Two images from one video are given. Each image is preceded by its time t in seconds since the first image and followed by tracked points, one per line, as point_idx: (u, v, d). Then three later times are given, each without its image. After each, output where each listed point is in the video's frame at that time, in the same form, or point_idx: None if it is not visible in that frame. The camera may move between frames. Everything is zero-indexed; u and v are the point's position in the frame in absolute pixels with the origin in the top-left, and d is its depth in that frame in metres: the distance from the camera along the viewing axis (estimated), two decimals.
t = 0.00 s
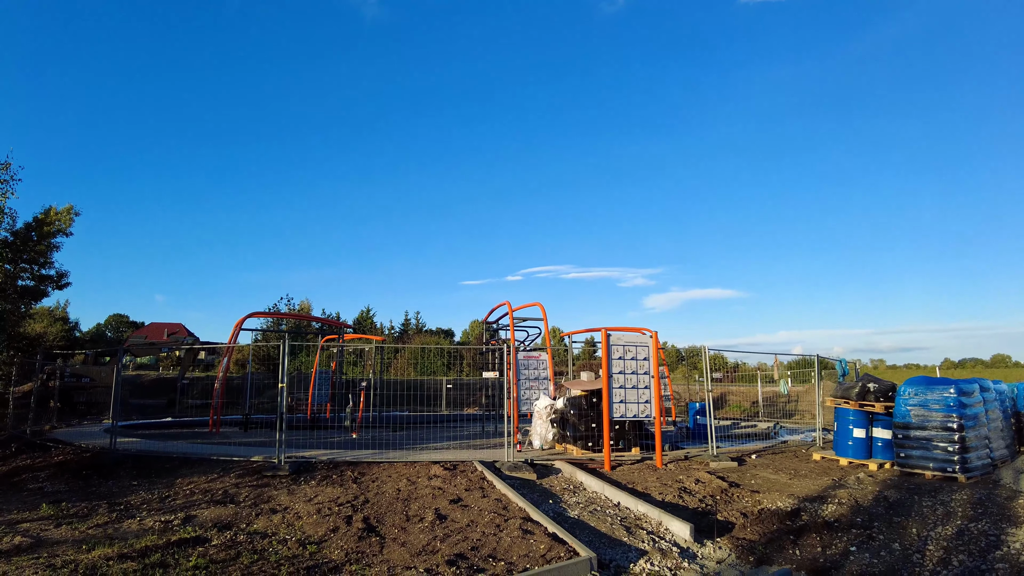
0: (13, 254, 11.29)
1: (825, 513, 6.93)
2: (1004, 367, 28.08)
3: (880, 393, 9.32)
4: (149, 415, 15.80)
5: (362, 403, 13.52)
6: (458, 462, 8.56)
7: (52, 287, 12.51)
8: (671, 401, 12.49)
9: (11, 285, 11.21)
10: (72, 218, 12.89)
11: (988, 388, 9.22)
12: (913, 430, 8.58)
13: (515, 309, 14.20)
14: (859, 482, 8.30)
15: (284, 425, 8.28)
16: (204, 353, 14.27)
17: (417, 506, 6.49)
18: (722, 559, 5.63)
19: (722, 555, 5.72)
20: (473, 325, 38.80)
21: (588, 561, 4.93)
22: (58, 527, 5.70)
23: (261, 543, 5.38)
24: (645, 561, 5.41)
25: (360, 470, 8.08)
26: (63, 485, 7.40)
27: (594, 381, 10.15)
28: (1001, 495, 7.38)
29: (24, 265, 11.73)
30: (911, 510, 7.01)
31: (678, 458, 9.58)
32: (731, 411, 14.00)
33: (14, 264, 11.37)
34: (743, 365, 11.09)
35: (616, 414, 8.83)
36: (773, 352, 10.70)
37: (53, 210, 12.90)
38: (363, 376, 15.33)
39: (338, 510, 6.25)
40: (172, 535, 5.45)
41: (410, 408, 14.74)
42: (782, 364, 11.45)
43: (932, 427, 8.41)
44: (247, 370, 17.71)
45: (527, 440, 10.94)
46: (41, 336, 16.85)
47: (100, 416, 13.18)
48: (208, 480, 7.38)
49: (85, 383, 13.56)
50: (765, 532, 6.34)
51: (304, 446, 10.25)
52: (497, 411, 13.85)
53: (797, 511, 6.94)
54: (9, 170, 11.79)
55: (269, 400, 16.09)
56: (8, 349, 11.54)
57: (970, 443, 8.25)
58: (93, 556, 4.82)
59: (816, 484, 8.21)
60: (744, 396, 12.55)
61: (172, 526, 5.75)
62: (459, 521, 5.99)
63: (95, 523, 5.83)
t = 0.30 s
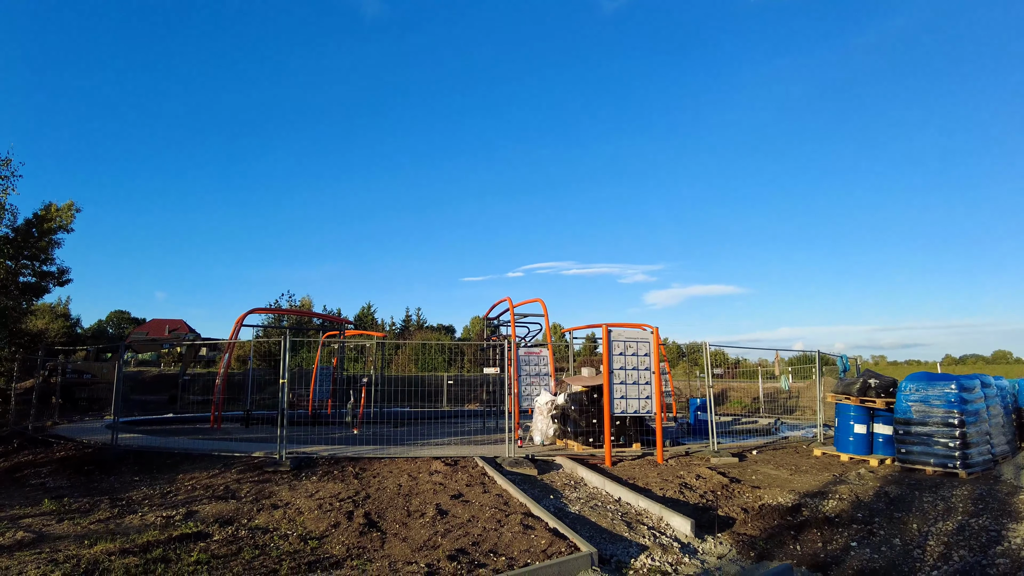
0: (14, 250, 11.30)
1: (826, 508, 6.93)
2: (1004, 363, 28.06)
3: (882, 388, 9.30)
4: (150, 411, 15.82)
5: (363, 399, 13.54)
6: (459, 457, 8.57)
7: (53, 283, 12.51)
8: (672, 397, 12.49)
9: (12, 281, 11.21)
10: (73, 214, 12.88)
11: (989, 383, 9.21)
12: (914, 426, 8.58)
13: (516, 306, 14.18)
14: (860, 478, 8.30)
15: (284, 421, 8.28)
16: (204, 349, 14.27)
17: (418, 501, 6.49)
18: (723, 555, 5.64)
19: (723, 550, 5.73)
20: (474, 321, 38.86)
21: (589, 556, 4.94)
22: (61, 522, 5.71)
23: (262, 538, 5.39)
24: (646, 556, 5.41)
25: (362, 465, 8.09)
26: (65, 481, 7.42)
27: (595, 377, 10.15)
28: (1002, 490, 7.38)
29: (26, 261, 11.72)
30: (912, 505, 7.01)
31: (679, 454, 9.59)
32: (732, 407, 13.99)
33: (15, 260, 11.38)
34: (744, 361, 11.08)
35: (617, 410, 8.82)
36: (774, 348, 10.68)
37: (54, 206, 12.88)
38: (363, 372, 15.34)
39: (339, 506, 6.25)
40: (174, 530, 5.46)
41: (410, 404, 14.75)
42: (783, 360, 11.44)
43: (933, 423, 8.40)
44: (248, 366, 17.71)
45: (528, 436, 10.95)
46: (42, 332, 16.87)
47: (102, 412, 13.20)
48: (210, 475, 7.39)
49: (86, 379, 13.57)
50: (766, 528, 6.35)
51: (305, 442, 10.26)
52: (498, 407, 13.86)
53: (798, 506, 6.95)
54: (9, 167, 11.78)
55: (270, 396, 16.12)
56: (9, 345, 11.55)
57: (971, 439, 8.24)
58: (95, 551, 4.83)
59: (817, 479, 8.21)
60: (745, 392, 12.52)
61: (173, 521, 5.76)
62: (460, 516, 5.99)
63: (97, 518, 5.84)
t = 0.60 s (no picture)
0: (15, 245, 11.31)
1: (827, 503, 6.94)
2: (1005, 358, 28.05)
3: (882, 383, 9.28)
4: (151, 406, 15.87)
5: (364, 394, 13.56)
6: (460, 452, 8.58)
7: (54, 278, 12.52)
8: (673, 392, 12.52)
9: (14, 276, 11.21)
10: (73, 209, 12.85)
11: (989, 378, 9.20)
12: (914, 421, 8.58)
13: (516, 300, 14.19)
14: (860, 473, 8.30)
15: (286, 416, 8.30)
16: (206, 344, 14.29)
17: (419, 496, 6.51)
18: (723, 549, 5.65)
19: (724, 545, 5.74)
20: (475, 316, 38.84)
21: (588, 550, 4.95)
22: (63, 517, 5.73)
23: (263, 532, 5.41)
24: (647, 551, 5.43)
25: (363, 460, 8.10)
26: (66, 476, 7.44)
27: (595, 372, 10.16)
28: (1002, 485, 7.38)
29: (26, 256, 11.70)
30: (912, 499, 7.02)
31: (680, 448, 9.60)
32: (733, 401, 14.03)
33: (15, 255, 11.38)
34: (744, 356, 11.09)
35: (618, 404, 8.83)
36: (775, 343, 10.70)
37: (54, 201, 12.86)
38: (365, 367, 15.36)
39: (340, 500, 6.27)
40: (176, 524, 5.48)
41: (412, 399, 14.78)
42: (784, 355, 11.45)
43: (933, 417, 8.40)
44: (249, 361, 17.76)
45: (529, 430, 10.97)
46: (44, 327, 16.90)
47: (103, 407, 13.22)
48: (211, 470, 7.41)
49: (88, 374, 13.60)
50: (766, 522, 6.36)
51: (306, 437, 10.29)
52: (499, 402, 13.86)
53: (799, 501, 6.96)
54: (9, 163, 11.76)
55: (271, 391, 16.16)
56: (11, 340, 11.57)
57: (972, 434, 8.24)
58: (97, 546, 4.85)
59: (817, 474, 8.22)
60: (746, 386, 12.56)
61: (175, 515, 5.78)
62: (461, 511, 6.00)
63: (99, 512, 5.86)
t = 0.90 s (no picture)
0: (16, 239, 11.30)
1: (827, 496, 6.95)
2: (1007, 353, 28.04)
3: (883, 376, 9.28)
4: (153, 400, 15.90)
5: (365, 388, 13.59)
6: (461, 445, 8.60)
7: (55, 272, 12.53)
8: (673, 386, 12.53)
9: (16, 271, 11.22)
10: (73, 203, 12.80)
11: (990, 372, 9.20)
12: (915, 414, 8.58)
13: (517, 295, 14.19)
14: (860, 466, 8.31)
15: (287, 409, 8.31)
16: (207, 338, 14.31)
17: (420, 489, 6.53)
18: (723, 542, 5.67)
19: (724, 538, 5.75)
20: (476, 311, 38.87)
21: (589, 543, 4.96)
22: (66, 510, 5.76)
23: (265, 525, 5.43)
24: (647, 543, 5.44)
25: (364, 453, 8.13)
26: (69, 469, 7.46)
27: (596, 366, 10.16)
28: (1002, 478, 7.39)
29: (27, 251, 11.70)
30: (912, 493, 7.04)
31: (680, 442, 9.61)
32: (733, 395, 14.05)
33: (17, 249, 11.38)
34: (745, 350, 11.09)
35: (618, 398, 8.84)
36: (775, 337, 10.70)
37: (54, 195, 12.83)
38: (366, 361, 15.38)
39: (342, 493, 6.29)
40: (178, 517, 5.50)
41: (411, 392, 14.79)
42: (784, 349, 11.45)
43: (933, 411, 8.40)
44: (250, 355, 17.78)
45: (529, 424, 10.99)
46: (45, 322, 16.93)
47: (105, 400, 13.25)
48: (213, 463, 7.44)
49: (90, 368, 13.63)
50: (766, 515, 6.37)
51: (307, 431, 10.31)
52: (499, 396, 13.88)
53: (799, 494, 6.98)
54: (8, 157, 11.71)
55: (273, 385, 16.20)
56: (13, 334, 11.59)
57: (972, 428, 8.24)
58: (100, 539, 4.87)
59: (817, 468, 8.23)
60: (746, 380, 12.58)
61: (177, 508, 5.80)
62: (462, 504, 6.02)
63: (101, 505, 5.89)
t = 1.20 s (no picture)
0: (17, 233, 11.30)
1: (827, 489, 6.97)
2: (1005, 346, 28.04)
3: (884, 370, 9.26)
4: (155, 393, 15.94)
5: (366, 381, 13.61)
6: (462, 438, 8.62)
7: (56, 266, 12.55)
8: (674, 379, 12.54)
9: (17, 265, 11.23)
10: (73, 196, 12.75)
11: (991, 365, 9.19)
12: (915, 408, 8.59)
13: (518, 289, 14.19)
14: (860, 459, 8.33)
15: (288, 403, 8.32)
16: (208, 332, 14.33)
17: (421, 482, 6.55)
18: (724, 535, 5.69)
19: (724, 531, 5.77)
20: (477, 304, 38.85)
21: (590, 536, 4.98)
22: (68, 503, 5.78)
23: (267, 518, 5.45)
24: (647, 536, 5.46)
25: (365, 446, 8.14)
26: (71, 462, 7.49)
27: (597, 359, 10.17)
28: (1002, 472, 7.40)
29: (28, 244, 11.68)
30: (912, 486, 7.05)
31: (681, 435, 9.63)
32: (734, 389, 14.07)
33: (18, 243, 11.38)
34: (745, 344, 11.09)
35: (619, 391, 8.85)
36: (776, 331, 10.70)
37: (54, 188, 12.80)
38: (367, 355, 15.40)
39: (343, 486, 6.31)
40: (180, 510, 5.53)
41: (412, 386, 14.82)
42: (785, 343, 11.44)
43: (934, 405, 8.41)
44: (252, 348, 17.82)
45: (530, 418, 11.02)
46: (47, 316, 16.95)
47: (107, 394, 13.29)
48: (215, 456, 7.46)
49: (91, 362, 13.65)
50: (767, 508, 6.39)
51: (309, 424, 10.34)
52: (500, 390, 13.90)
53: (799, 487, 6.99)
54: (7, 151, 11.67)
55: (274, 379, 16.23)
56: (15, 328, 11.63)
57: (973, 421, 8.25)
58: (103, 531, 4.89)
59: (817, 461, 8.25)
60: (746, 374, 12.59)
61: (179, 501, 5.83)
62: (463, 497, 6.04)
63: (104, 498, 5.91)
